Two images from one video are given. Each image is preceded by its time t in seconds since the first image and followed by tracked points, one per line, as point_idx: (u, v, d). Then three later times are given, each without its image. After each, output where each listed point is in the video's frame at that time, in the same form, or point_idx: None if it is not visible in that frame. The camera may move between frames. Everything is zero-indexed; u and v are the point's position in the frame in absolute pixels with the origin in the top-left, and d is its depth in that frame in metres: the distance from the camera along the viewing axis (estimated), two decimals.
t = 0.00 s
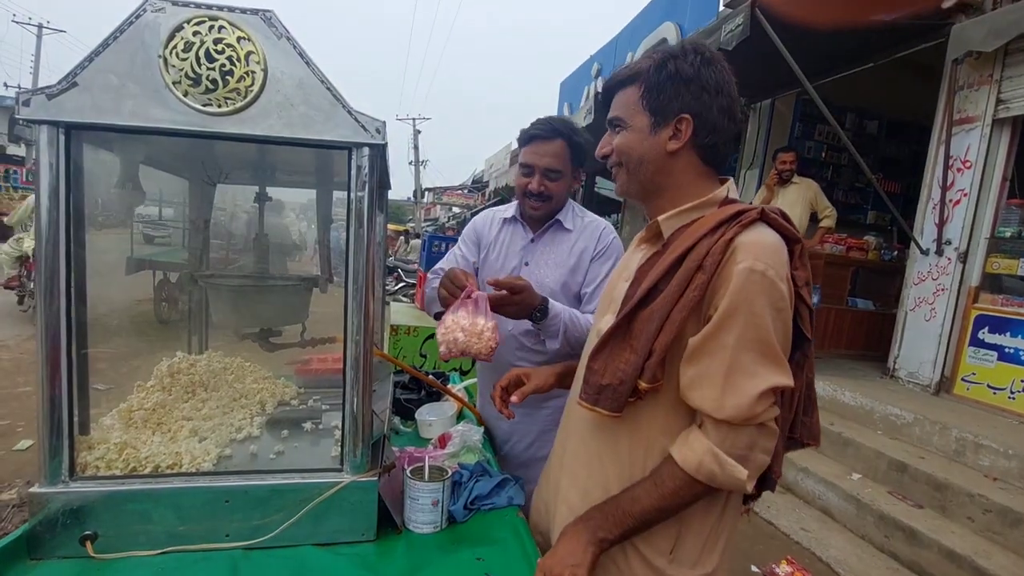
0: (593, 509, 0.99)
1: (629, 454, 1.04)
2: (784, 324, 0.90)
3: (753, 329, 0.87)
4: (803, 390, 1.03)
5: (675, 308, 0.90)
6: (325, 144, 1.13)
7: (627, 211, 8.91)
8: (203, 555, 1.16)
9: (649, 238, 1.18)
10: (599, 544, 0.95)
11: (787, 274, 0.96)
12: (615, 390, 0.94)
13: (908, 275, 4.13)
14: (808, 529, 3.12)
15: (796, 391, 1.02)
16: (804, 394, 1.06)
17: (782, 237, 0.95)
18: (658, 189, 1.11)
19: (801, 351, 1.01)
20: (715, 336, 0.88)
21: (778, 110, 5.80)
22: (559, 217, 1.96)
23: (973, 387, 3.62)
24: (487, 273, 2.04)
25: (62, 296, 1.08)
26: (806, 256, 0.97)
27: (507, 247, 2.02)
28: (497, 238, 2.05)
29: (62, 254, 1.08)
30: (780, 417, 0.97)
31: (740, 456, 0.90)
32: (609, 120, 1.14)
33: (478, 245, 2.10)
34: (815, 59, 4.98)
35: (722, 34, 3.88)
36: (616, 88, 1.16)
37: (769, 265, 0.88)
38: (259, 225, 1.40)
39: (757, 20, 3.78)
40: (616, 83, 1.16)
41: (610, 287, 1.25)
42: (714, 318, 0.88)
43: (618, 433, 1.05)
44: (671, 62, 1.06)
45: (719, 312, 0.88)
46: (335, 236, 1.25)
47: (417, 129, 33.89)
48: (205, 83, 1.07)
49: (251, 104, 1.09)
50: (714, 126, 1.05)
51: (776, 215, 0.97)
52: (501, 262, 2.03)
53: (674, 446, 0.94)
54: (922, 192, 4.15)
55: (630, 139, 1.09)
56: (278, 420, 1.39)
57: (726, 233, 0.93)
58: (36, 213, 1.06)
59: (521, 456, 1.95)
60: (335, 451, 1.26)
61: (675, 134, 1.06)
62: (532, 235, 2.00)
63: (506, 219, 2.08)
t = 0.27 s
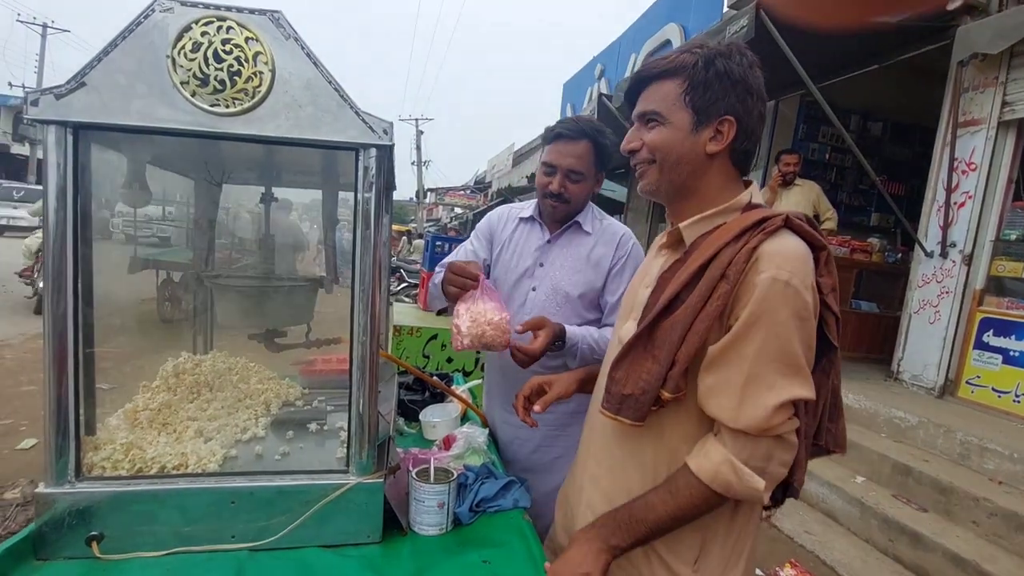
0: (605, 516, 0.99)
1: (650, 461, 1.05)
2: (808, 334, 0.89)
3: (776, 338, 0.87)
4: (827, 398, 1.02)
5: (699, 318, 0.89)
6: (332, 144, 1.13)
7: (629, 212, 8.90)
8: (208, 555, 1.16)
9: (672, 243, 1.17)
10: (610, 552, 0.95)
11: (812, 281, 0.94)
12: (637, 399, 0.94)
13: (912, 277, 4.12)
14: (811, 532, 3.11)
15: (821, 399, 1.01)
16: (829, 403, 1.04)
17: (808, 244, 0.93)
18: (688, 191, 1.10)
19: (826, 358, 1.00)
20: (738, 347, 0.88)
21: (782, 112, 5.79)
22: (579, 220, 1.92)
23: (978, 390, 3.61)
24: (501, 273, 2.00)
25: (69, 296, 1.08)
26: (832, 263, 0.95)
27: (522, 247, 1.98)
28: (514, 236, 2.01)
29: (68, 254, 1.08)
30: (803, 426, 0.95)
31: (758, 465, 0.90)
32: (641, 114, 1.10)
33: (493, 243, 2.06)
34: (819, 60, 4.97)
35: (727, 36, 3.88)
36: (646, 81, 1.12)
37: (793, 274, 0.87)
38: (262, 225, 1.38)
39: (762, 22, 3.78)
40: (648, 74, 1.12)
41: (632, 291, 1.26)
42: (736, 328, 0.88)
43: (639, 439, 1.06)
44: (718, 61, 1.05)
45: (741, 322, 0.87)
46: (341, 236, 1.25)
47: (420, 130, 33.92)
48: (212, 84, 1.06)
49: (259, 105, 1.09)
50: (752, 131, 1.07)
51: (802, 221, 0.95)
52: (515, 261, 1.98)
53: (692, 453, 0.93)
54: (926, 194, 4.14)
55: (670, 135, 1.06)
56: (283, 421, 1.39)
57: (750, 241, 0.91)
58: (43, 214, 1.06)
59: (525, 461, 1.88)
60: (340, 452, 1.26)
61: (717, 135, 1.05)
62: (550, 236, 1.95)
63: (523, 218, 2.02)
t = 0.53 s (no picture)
0: (647, 534, 1.01)
1: (682, 467, 1.07)
2: (839, 343, 0.91)
3: (808, 350, 0.89)
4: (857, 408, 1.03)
5: (729, 327, 0.91)
6: (339, 147, 1.12)
7: (632, 213, 8.89)
8: (213, 559, 1.16)
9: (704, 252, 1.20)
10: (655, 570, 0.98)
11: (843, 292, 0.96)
12: (667, 406, 0.97)
13: (916, 280, 4.10)
14: (815, 535, 3.10)
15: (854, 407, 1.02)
16: (857, 413, 1.04)
17: (840, 254, 0.95)
18: (725, 200, 1.15)
19: (858, 368, 1.01)
20: (771, 358, 0.90)
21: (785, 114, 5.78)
22: (598, 218, 1.91)
23: (982, 392, 3.60)
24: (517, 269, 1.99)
25: (75, 298, 1.08)
26: (862, 274, 0.97)
27: (541, 242, 1.98)
28: (532, 234, 2.01)
29: (74, 257, 1.07)
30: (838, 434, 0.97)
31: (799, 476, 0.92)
32: (683, 122, 1.14)
33: (511, 240, 2.06)
34: (823, 62, 4.96)
35: (731, 37, 3.87)
36: (688, 89, 1.15)
37: (825, 287, 0.89)
38: (264, 228, 1.35)
39: (766, 24, 3.78)
40: (692, 81, 1.15)
41: (660, 301, 1.29)
42: (768, 339, 0.90)
43: (671, 444, 1.09)
44: (765, 74, 1.09)
45: (772, 333, 0.89)
46: (347, 239, 1.25)
47: (421, 130, 33.93)
48: (219, 87, 1.06)
49: (265, 108, 1.08)
50: (790, 144, 1.12)
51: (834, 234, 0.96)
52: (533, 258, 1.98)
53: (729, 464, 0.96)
54: (930, 196, 4.12)
55: (713, 144, 1.09)
56: (288, 424, 1.38)
57: (781, 253, 0.93)
58: (49, 217, 1.05)
59: (531, 464, 1.87)
60: (345, 455, 1.26)
61: (759, 146, 1.10)
62: (568, 234, 1.95)
63: (544, 216, 2.04)
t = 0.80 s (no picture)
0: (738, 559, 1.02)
1: (728, 466, 1.10)
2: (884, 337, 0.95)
3: (856, 344, 0.93)
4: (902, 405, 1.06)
5: (772, 324, 0.96)
6: (343, 147, 1.12)
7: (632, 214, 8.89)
8: (217, 561, 1.15)
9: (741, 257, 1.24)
10: None
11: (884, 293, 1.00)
12: (710, 400, 1.00)
13: (918, 281, 4.09)
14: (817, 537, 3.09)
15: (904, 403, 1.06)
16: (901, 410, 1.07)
17: (876, 255, 1.00)
18: (766, 208, 1.16)
19: (899, 367, 1.03)
20: (822, 355, 0.94)
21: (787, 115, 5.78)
22: (606, 219, 1.91)
23: (984, 395, 3.59)
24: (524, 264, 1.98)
25: (77, 298, 1.07)
26: (899, 272, 1.02)
27: (549, 240, 1.98)
28: (541, 231, 2.02)
29: (76, 258, 1.07)
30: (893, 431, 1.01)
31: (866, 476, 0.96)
32: (726, 132, 1.15)
33: (520, 238, 2.08)
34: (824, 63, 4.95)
35: (732, 38, 3.87)
36: (730, 101, 1.17)
37: (867, 285, 0.93)
38: (270, 228, 1.37)
39: (768, 24, 3.78)
40: (736, 93, 1.16)
41: (701, 303, 1.33)
42: (814, 338, 0.94)
43: (718, 446, 1.12)
44: (809, 88, 1.11)
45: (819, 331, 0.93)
46: (349, 239, 1.24)
47: (422, 132, 33.95)
48: (222, 86, 1.06)
49: (269, 108, 1.08)
50: (834, 155, 1.13)
51: (873, 236, 1.01)
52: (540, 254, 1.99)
53: (797, 471, 0.99)
54: (932, 197, 4.11)
55: (758, 154, 1.11)
56: (290, 425, 1.38)
57: (820, 254, 0.98)
58: (52, 216, 1.05)
59: (529, 466, 1.85)
60: (348, 457, 1.25)
61: (802, 156, 1.11)
62: (575, 232, 1.94)
63: (552, 215, 2.04)
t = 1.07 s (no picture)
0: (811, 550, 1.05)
1: (782, 459, 1.14)
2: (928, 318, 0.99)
3: (902, 327, 0.96)
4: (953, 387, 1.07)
5: (815, 316, 1.01)
6: (345, 149, 1.12)
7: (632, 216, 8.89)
8: (220, 563, 1.15)
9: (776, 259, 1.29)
10: None
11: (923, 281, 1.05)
12: (761, 395, 1.05)
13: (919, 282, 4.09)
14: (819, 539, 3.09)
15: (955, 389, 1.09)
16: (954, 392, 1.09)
17: (909, 243, 1.05)
18: (805, 211, 1.22)
19: (947, 350, 1.05)
20: (870, 341, 0.97)
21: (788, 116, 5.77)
22: (611, 221, 1.91)
23: (985, 396, 3.59)
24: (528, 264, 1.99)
25: (79, 300, 1.07)
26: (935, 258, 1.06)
27: (553, 242, 1.98)
28: (546, 231, 2.02)
29: (78, 259, 1.07)
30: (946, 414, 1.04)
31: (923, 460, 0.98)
32: (770, 140, 1.19)
33: (525, 238, 2.08)
34: (825, 64, 4.96)
35: (733, 39, 3.87)
36: (770, 111, 1.20)
37: (905, 270, 0.98)
38: (273, 230, 1.37)
39: (768, 25, 3.78)
40: (778, 103, 1.19)
41: (739, 305, 1.40)
42: (856, 325, 0.98)
43: (768, 440, 1.16)
44: (842, 100, 1.18)
45: (859, 320, 0.98)
46: (351, 241, 1.24)
47: (422, 133, 33.97)
48: (225, 88, 1.06)
49: (272, 109, 1.08)
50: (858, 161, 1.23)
51: (902, 225, 1.07)
52: (544, 254, 1.98)
53: (854, 461, 1.03)
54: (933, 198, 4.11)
55: (803, 161, 1.16)
56: (292, 426, 1.38)
57: (854, 246, 1.04)
58: (54, 217, 1.05)
59: (527, 466, 1.85)
60: (350, 458, 1.25)
61: (838, 163, 1.19)
62: (581, 233, 1.95)
63: (557, 216, 2.04)
